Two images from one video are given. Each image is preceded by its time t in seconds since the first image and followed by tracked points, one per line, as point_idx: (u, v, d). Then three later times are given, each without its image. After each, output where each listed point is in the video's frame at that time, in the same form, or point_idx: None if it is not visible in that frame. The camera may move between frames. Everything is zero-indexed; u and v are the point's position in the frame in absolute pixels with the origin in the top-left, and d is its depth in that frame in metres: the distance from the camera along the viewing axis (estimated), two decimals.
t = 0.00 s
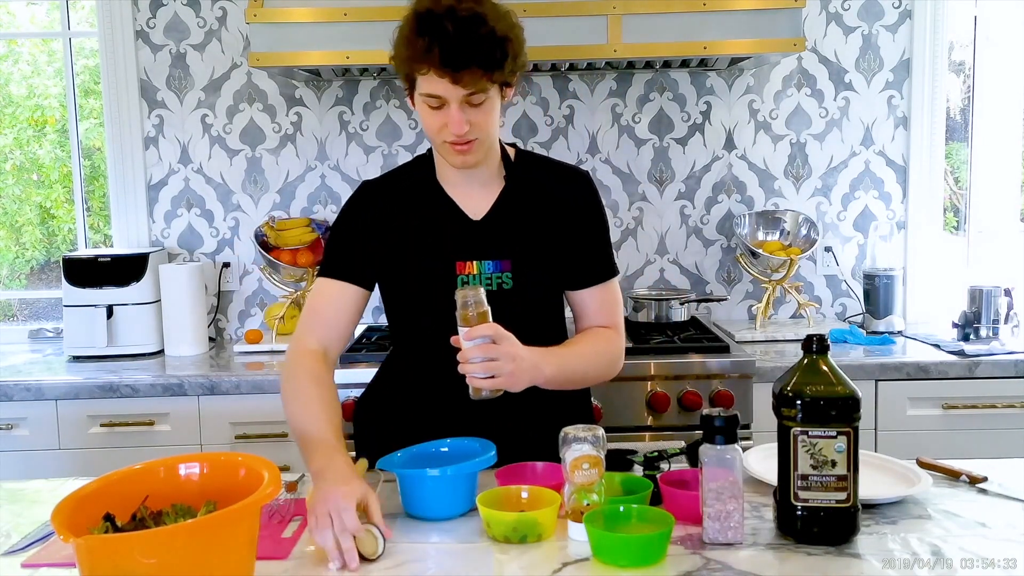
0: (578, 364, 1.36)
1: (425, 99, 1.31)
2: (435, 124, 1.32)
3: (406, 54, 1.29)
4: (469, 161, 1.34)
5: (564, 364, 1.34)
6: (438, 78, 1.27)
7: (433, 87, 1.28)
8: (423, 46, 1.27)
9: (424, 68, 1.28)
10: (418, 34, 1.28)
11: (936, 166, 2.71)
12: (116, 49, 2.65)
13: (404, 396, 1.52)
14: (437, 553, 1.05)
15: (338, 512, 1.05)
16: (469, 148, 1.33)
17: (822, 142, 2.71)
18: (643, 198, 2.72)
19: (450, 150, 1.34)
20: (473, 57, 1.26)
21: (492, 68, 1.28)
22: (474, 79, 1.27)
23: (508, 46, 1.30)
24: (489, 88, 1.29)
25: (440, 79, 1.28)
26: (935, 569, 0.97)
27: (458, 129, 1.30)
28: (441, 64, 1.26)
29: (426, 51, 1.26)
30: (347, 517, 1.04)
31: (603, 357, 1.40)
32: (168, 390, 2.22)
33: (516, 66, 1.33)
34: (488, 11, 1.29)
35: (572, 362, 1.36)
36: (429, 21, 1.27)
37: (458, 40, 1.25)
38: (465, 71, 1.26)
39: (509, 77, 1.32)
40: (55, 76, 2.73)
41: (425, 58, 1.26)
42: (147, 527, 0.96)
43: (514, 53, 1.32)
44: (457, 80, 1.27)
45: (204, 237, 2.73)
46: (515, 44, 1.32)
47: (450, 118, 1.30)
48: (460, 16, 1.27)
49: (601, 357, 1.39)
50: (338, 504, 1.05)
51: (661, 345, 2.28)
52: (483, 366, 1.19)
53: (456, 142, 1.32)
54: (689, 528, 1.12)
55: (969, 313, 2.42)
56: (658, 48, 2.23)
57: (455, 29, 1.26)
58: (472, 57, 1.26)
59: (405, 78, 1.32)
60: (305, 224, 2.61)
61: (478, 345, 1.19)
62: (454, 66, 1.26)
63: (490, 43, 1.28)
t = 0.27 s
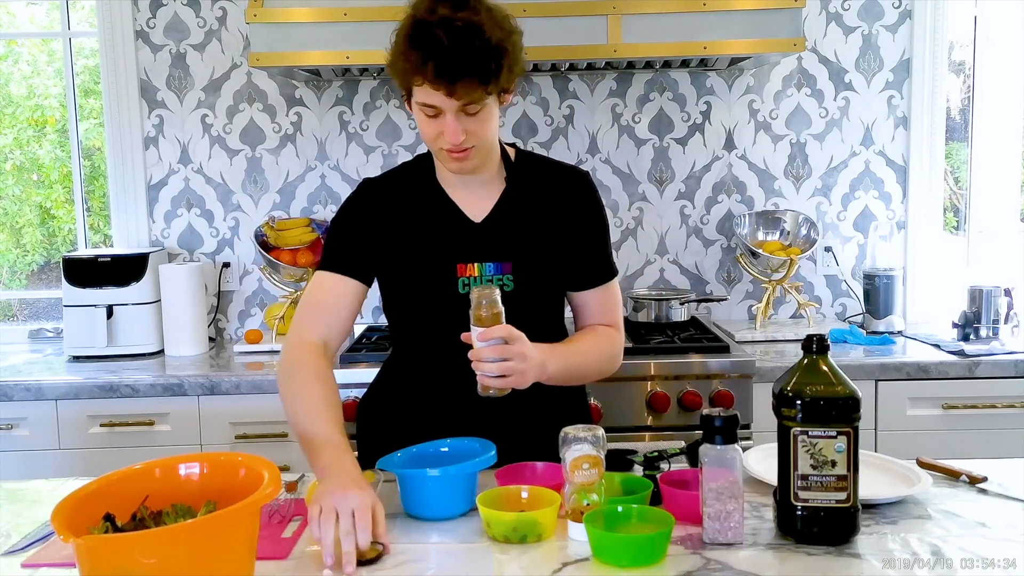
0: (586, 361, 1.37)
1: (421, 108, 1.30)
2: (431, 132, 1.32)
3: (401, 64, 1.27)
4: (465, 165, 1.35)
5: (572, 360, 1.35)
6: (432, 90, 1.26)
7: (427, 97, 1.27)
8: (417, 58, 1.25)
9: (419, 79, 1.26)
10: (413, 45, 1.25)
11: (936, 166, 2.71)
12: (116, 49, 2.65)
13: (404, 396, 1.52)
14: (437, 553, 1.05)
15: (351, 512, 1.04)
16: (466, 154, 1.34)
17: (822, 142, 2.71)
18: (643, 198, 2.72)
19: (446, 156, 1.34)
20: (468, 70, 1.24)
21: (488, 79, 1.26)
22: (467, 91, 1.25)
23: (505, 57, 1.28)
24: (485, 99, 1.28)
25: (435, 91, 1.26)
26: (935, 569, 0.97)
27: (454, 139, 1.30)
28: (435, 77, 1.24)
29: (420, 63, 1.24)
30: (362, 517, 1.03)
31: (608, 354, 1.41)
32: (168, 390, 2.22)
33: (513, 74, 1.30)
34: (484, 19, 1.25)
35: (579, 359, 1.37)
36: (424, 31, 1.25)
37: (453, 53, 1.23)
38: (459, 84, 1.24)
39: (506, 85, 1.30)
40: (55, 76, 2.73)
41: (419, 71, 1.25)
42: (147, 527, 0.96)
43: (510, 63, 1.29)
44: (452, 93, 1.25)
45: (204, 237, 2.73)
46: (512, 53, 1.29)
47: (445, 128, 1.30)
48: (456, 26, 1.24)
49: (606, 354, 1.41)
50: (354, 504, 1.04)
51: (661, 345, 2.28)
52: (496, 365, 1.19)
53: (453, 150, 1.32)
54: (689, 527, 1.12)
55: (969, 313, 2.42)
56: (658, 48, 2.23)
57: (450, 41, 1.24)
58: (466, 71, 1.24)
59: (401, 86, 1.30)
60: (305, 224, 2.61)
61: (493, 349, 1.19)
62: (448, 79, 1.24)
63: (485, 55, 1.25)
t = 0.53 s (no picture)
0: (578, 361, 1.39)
1: (424, 109, 1.30)
2: (434, 134, 1.31)
3: (406, 66, 1.27)
4: (468, 167, 1.35)
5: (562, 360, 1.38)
6: (436, 93, 1.26)
7: (431, 100, 1.27)
8: (421, 61, 1.24)
9: (423, 82, 1.26)
10: (417, 47, 1.25)
11: (936, 166, 2.71)
12: (116, 49, 2.65)
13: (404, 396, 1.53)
14: (437, 553, 1.05)
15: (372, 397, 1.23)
16: (469, 156, 1.33)
17: (822, 142, 2.71)
18: (643, 198, 2.72)
19: (449, 158, 1.34)
20: (471, 73, 1.24)
21: (492, 83, 1.25)
22: (471, 94, 1.25)
23: (509, 61, 1.27)
24: (489, 102, 1.27)
25: (438, 94, 1.26)
26: (935, 569, 0.97)
27: (457, 141, 1.30)
28: (438, 81, 1.24)
29: (424, 66, 1.24)
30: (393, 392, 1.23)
31: (603, 355, 1.42)
32: (168, 390, 2.22)
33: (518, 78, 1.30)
34: (490, 23, 1.25)
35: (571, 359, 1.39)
36: (427, 33, 1.25)
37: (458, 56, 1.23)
38: (462, 88, 1.24)
39: (510, 88, 1.29)
40: (55, 76, 2.73)
41: (423, 73, 1.25)
42: (147, 527, 0.96)
43: (515, 67, 1.28)
44: (454, 97, 1.25)
45: (204, 237, 2.73)
46: (517, 56, 1.28)
47: (449, 130, 1.30)
48: (460, 29, 1.23)
49: (601, 355, 1.42)
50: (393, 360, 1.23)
51: (661, 345, 2.28)
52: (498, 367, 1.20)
53: (456, 152, 1.32)
54: (689, 528, 1.12)
55: (969, 313, 2.42)
56: (657, 48, 2.23)
57: (454, 43, 1.23)
58: (470, 74, 1.24)
59: (405, 87, 1.30)
60: (305, 224, 2.61)
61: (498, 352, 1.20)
62: (452, 82, 1.24)
63: (489, 58, 1.24)
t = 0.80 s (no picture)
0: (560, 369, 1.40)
1: (433, 109, 1.29)
2: (441, 134, 1.31)
3: (419, 65, 1.27)
4: (473, 169, 1.35)
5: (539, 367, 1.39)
6: (447, 93, 1.26)
7: (442, 99, 1.27)
8: (436, 62, 1.25)
9: (435, 81, 1.26)
10: (432, 48, 1.25)
11: (936, 166, 2.71)
12: (115, 48, 2.65)
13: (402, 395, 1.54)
14: (437, 553, 1.05)
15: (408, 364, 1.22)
16: (474, 159, 1.33)
17: (822, 142, 2.71)
18: (643, 198, 2.72)
19: (454, 159, 1.34)
20: (484, 77, 1.24)
21: (503, 87, 1.26)
22: (482, 97, 1.25)
23: (522, 67, 1.27)
24: (498, 106, 1.27)
25: (449, 95, 1.26)
26: (935, 569, 0.97)
27: (463, 143, 1.30)
28: (451, 82, 1.24)
29: (437, 66, 1.25)
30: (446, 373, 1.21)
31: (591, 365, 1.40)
32: (168, 390, 2.22)
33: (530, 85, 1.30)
34: (506, 29, 1.25)
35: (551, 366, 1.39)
36: (443, 34, 1.25)
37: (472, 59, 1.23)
38: (474, 91, 1.24)
39: (521, 95, 1.29)
40: (55, 76, 2.73)
41: (437, 73, 1.25)
42: (147, 527, 0.96)
43: (528, 73, 1.28)
44: (465, 99, 1.25)
45: (204, 237, 2.73)
46: (531, 63, 1.29)
47: (456, 131, 1.29)
48: (476, 32, 1.24)
49: (589, 365, 1.40)
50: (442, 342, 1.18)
51: (661, 345, 2.28)
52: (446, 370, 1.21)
53: (462, 153, 1.32)
54: (689, 527, 1.12)
55: (969, 313, 2.42)
56: (657, 49, 2.23)
57: (469, 47, 1.24)
58: (483, 78, 1.24)
59: (416, 85, 1.30)
60: (305, 224, 2.61)
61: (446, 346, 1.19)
62: (464, 84, 1.24)
63: (503, 63, 1.25)
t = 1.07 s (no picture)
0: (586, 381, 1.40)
1: (467, 120, 1.28)
2: (471, 144, 1.31)
3: (458, 77, 1.25)
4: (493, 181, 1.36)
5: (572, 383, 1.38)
6: (484, 109, 1.25)
7: (477, 113, 1.26)
8: (478, 80, 1.23)
9: (474, 97, 1.24)
10: (475, 63, 1.23)
11: (936, 166, 2.71)
12: (115, 48, 2.65)
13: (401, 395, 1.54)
14: (437, 553, 1.05)
15: (346, 408, 1.17)
16: (498, 172, 1.34)
17: (822, 142, 2.71)
18: (643, 198, 2.72)
19: (478, 169, 1.34)
20: (525, 101, 1.23)
21: (540, 111, 1.25)
22: (518, 121, 1.25)
23: (561, 92, 1.26)
24: (531, 128, 1.27)
25: (486, 112, 1.25)
26: (935, 569, 0.97)
27: (491, 159, 1.30)
28: (491, 102, 1.23)
29: (479, 84, 1.23)
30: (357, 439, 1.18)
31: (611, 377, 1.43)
32: (168, 390, 2.22)
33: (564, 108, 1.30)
34: (550, 53, 1.23)
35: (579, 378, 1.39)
36: (488, 50, 1.22)
37: (514, 82, 1.22)
38: (512, 114, 1.24)
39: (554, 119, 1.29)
40: (55, 76, 2.73)
41: (477, 89, 1.23)
42: (147, 527, 0.96)
43: (565, 98, 1.28)
44: (503, 121, 1.24)
45: (204, 237, 2.73)
46: (569, 88, 1.28)
47: (485, 145, 1.29)
48: (522, 55, 1.22)
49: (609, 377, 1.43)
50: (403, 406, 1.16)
51: (661, 345, 2.28)
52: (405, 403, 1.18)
53: (487, 166, 1.32)
54: (688, 528, 1.12)
55: (969, 313, 2.42)
56: (657, 49, 2.23)
57: (514, 69, 1.22)
58: (522, 102, 1.23)
59: (450, 92, 1.28)
60: (305, 224, 2.61)
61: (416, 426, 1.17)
62: (502, 107, 1.23)
63: (544, 89, 1.24)
